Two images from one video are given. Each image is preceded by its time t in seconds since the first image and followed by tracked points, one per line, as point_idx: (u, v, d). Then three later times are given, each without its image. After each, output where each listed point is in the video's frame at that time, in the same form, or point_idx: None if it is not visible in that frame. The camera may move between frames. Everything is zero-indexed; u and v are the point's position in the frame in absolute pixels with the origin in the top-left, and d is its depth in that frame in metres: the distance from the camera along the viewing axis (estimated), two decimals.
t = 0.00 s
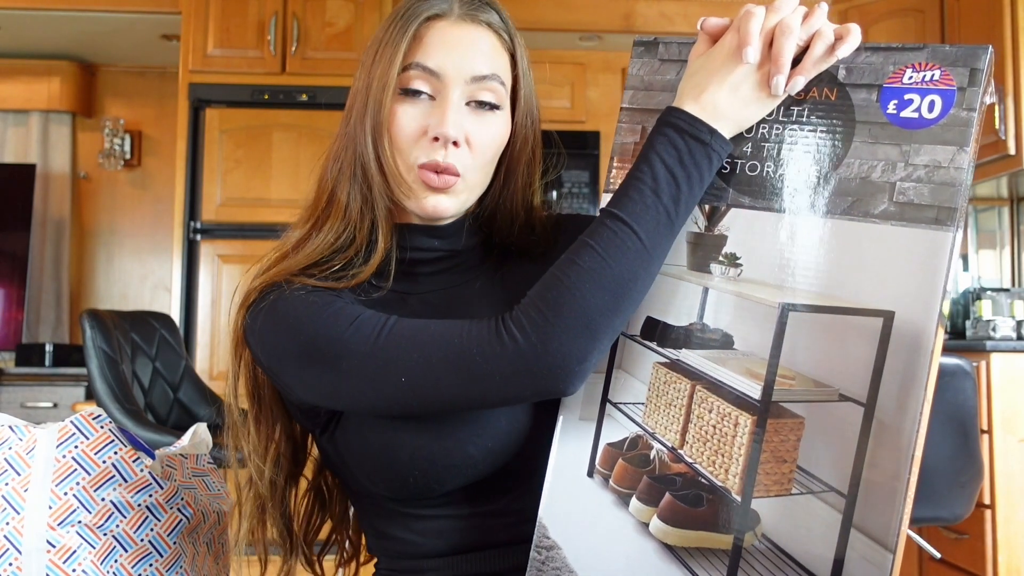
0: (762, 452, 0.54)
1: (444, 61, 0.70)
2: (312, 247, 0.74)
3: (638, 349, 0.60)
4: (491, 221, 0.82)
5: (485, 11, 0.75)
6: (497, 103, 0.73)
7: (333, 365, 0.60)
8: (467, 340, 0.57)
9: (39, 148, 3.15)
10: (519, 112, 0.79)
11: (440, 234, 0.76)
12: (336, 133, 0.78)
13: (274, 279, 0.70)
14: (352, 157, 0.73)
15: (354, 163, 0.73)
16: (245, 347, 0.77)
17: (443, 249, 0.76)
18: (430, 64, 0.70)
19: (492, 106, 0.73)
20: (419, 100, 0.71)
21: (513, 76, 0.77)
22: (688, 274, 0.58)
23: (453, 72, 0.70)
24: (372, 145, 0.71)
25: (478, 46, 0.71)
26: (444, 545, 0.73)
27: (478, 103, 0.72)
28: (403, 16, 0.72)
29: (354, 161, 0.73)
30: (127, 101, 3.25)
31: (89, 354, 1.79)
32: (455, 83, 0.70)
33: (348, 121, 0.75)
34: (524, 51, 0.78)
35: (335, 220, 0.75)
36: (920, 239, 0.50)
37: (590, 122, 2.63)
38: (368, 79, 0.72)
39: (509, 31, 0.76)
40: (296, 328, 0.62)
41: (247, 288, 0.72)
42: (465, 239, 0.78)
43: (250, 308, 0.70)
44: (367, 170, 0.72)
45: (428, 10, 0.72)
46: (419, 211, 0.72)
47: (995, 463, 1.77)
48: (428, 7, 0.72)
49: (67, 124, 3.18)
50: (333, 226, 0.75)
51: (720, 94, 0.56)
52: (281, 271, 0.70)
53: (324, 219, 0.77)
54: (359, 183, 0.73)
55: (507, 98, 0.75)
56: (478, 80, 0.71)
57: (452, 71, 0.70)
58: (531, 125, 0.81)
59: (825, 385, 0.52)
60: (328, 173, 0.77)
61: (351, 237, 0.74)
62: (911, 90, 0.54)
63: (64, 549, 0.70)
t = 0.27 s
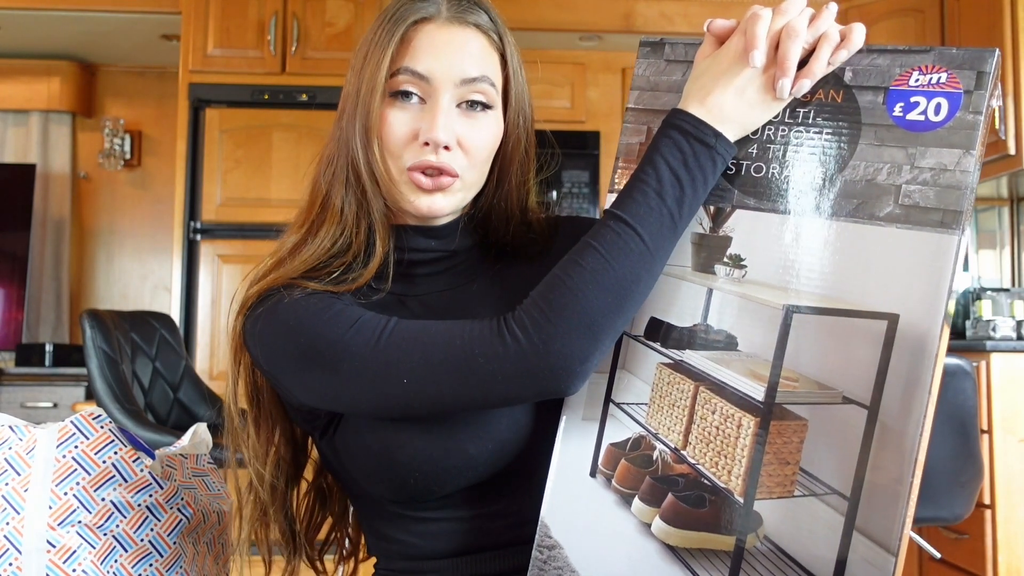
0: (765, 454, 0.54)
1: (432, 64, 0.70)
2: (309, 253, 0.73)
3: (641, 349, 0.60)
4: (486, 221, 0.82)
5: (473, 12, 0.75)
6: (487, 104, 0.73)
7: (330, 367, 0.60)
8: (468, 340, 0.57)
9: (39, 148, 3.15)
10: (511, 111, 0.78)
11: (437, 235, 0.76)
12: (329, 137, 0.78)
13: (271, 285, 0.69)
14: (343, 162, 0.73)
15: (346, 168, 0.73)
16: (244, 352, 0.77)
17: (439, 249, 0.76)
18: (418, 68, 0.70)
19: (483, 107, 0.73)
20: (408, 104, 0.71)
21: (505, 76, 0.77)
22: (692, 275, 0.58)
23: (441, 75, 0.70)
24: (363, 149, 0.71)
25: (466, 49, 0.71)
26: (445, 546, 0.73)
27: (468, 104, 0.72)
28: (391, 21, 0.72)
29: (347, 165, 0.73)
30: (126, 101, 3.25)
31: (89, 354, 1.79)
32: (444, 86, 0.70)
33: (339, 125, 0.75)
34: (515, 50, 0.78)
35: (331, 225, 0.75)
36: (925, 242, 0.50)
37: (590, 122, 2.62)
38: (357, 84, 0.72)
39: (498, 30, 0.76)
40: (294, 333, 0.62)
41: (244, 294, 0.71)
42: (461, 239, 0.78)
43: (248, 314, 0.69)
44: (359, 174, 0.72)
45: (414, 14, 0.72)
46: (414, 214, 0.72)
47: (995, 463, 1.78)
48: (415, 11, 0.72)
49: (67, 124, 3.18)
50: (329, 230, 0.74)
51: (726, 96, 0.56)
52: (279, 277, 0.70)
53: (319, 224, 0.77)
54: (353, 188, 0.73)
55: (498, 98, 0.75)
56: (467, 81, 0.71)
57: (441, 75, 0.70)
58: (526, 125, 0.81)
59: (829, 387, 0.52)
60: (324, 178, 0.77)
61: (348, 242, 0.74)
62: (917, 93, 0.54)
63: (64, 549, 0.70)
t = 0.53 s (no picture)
0: (767, 457, 0.54)
1: (431, 64, 0.70)
2: (307, 255, 0.73)
3: (643, 349, 0.60)
4: (486, 221, 0.82)
5: (472, 11, 0.75)
6: (487, 103, 0.73)
7: (329, 369, 0.60)
8: (469, 341, 0.57)
9: (39, 148, 3.15)
10: (510, 111, 0.78)
11: (436, 235, 0.76)
12: (327, 138, 0.78)
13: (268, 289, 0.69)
14: (343, 162, 0.73)
15: (345, 169, 0.73)
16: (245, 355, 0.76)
17: (438, 250, 0.76)
18: (419, 69, 0.70)
19: (483, 107, 0.73)
20: (409, 105, 0.71)
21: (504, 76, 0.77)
22: (696, 275, 0.58)
23: (441, 76, 0.70)
24: (364, 150, 0.71)
25: (466, 49, 0.71)
26: (446, 547, 0.73)
27: (468, 105, 0.72)
28: (390, 21, 0.72)
29: (346, 166, 0.73)
30: (127, 101, 3.25)
31: (89, 354, 1.79)
32: (444, 86, 0.70)
33: (339, 126, 0.74)
34: (514, 50, 0.78)
35: (329, 226, 0.75)
36: (931, 245, 0.50)
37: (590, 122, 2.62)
38: (357, 84, 0.72)
39: (497, 30, 0.76)
40: (294, 336, 0.62)
41: (242, 296, 0.71)
42: (462, 239, 0.78)
43: (247, 319, 0.69)
44: (360, 175, 0.72)
45: (413, 14, 0.72)
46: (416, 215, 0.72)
47: (995, 463, 1.78)
48: (414, 11, 0.72)
49: (67, 124, 3.18)
50: (326, 232, 0.75)
51: (731, 96, 0.56)
52: (279, 279, 0.70)
53: (317, 226, 0.77)
54: (352, 189, 0.73)
55: (498, 98, 0.75)
56: (467, 82, 0.71)
57: (442, 76, 0.70)
58: (524, 125, 0.81)
59: (833, 390, 0.52)
60: (321, 179, 0.77)
61: (345, 244, 0.74)
62: (925, 93, 0.54)
63: (64, 549, 0.70)
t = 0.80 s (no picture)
0: (767, 456, 0.54)
1: (431, 63, 0.70)
2: (305, 257, 0.73)
3: (643, 349, 0.60)
4: (485, 221, 0.83)
5: (470, 11, 0.75)
6: (487, 102, 0.73)
7: (328, 370, 0.60)
8: (469, 341, 0.57)
9: (39, 148, 3.15)
10: (509, 110, 0.79)
11: (435, 236, 0.76)
12: (326, 138, 0.78)
13: (268, 289, 0.69)
14: (343, 162, 0.73)
15: (344, 170, 0.73)
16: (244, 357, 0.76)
17: (438, 251, 0.76)
18: (418, 68, 0.70)
19: (482, 106, 0.73)
20: (409, 104, 0.71)
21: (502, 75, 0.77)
22: (696, 275, 0.58)
23: (441, 75, 0.70)
24: (363, 149, 0.71)
25: (465, 48, 0.71)
26: (445, 547, 0.73)
27: (468, 104, 0.72)
28: (389, 20, 0.72)
29: (345, 167, 0.73)
30: (127, 101, 3.25)
31: (89, 354, 1.79)
32: (444, 85, 0.70)
33: (338, 126, 0.74)
34: (512, 48, 0.78)
35: (327, 227, 0.75)
36: (930, 245, 0.50)
37: (590, 121, 2.62)
38: (356, 84, 0.72)
39: (495, 29, 0.76)
40: (294, 337, 0.62)
41: (242, 297, 0.71)
42: (462, 240, 0.78)
43: (246, 321, 0.69)
44: (360, 175, 0.72)
45: (412, 13, 0.72)
46: (415, 214, 0.72)
47: (994, 462, 1.78)
48: (413, 10, 0.72)
49: (67, 124, 3.18)
50: (325, 233, 0.75)
51: (731, 96, 0.56)
52: (279, 280, 0.70)
53: (316, 227, 0.77)
54: (350, 190, 0.73)
55: (497, 97, 0.75)
56: (467, 80, 0.71)
57: (441, 75, 0.70)
58: (522, 125, 0.81)
59: (833, 390, 0.52)
60: (320, 180, 0.77)
61: (344, 245, 0.74)
62: (926, 93, 0.54)
63: (64, 549, 0.70)
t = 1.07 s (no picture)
0: (765, 456, 0.54)
1: (427, 63, 0.70)
2: (302, 258, 0.73)
3: (642, 349, 0.60)
4: (483, 221, 0.83)
5: (465, 9, 0.75)
6: (484, 101, 0.73)
7: (327, 370, 0.60)
8: (467, 340, 0.57)
9: (39, 148, 3.15)
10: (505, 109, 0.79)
11: (433, 236, 0.76)
12: (322, 139, 0.77)
13: (267, 291, 0.69)
14: (340, 162, 0.73)
15: (341, 169, 0.73)
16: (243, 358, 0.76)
17: (436, 250, 0.76)
18: (414, 68, 0.70)
19: (480, 104, 0.73)
20: (405, 103, 0.71)
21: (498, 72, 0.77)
22: (694, 275, 0.58)
23: (437, 74, 0.70)
24: (361, 149, 0.71)
25: (461, 47, 0.72)
26: (445, 547, 0.73)
27: (465, 102, 0.72)
28: (384, 20, 0.72)
29: (342, 166, 0.73)
30: (127, 101, 3.25)
31: (89, 354, 1.79)
32: (440, 85, 0.70)
33: (335, 126, 0.74)
34: (507, 46, 0.78)
35: (324, 228, 0.75)
36: (929, 244, 0.50)
37: (590, 121, 2.62)
38: (352, 85, 0.72)
39: (490, 27, 0.76)
40: (293, 338, 0.62)
41: (241, 300, 0.71)
42: (461, 240, 0.78)
43: (245, 322, 0.69)
44: (357, 175, 0.72)
45: (407, 12, 0.72)
46: (413, 213, 0.72)
47: (994, 463, 1.78)
48: (408, 9, 0.72)
49: (67, 124, 3.18)
50: (322, 234, 0.74)
51: (728, 93, 0.56)
52: (277, 281, 0.70)
53: (314, 227, 0.77)
54: (347, 190, 0.73)
55: (493, 94, 0.75)
56: (463, 79, 0.71)
57: (438, 73, 0.70)
58: (519, 125, 0.81)
59: (832, 390, 0.52)
60: (317, 180, 0.77)
61: (341, 245, 0.74)
62: (923, 91, 0.54)
63: (64, 549, 0.70)
